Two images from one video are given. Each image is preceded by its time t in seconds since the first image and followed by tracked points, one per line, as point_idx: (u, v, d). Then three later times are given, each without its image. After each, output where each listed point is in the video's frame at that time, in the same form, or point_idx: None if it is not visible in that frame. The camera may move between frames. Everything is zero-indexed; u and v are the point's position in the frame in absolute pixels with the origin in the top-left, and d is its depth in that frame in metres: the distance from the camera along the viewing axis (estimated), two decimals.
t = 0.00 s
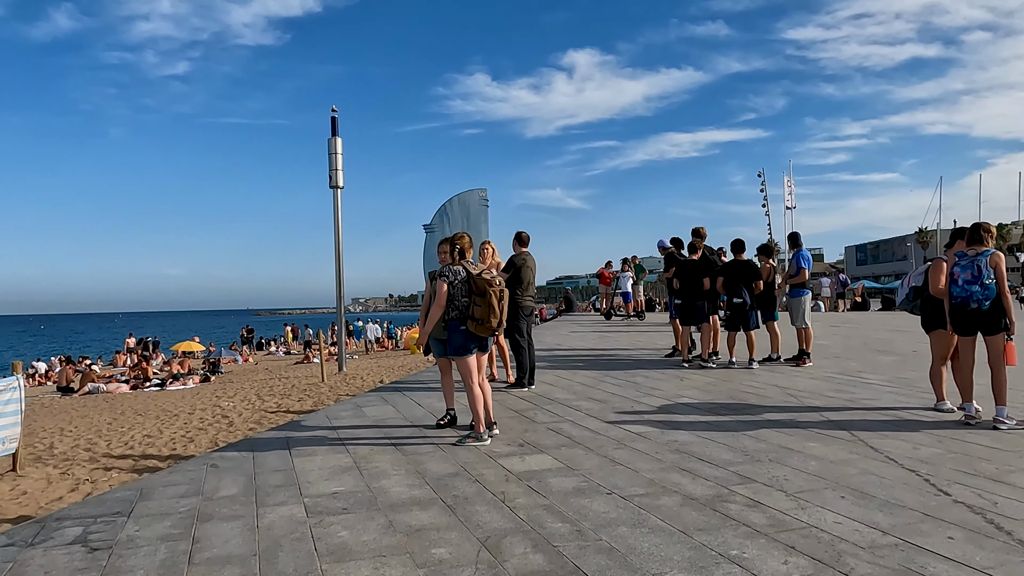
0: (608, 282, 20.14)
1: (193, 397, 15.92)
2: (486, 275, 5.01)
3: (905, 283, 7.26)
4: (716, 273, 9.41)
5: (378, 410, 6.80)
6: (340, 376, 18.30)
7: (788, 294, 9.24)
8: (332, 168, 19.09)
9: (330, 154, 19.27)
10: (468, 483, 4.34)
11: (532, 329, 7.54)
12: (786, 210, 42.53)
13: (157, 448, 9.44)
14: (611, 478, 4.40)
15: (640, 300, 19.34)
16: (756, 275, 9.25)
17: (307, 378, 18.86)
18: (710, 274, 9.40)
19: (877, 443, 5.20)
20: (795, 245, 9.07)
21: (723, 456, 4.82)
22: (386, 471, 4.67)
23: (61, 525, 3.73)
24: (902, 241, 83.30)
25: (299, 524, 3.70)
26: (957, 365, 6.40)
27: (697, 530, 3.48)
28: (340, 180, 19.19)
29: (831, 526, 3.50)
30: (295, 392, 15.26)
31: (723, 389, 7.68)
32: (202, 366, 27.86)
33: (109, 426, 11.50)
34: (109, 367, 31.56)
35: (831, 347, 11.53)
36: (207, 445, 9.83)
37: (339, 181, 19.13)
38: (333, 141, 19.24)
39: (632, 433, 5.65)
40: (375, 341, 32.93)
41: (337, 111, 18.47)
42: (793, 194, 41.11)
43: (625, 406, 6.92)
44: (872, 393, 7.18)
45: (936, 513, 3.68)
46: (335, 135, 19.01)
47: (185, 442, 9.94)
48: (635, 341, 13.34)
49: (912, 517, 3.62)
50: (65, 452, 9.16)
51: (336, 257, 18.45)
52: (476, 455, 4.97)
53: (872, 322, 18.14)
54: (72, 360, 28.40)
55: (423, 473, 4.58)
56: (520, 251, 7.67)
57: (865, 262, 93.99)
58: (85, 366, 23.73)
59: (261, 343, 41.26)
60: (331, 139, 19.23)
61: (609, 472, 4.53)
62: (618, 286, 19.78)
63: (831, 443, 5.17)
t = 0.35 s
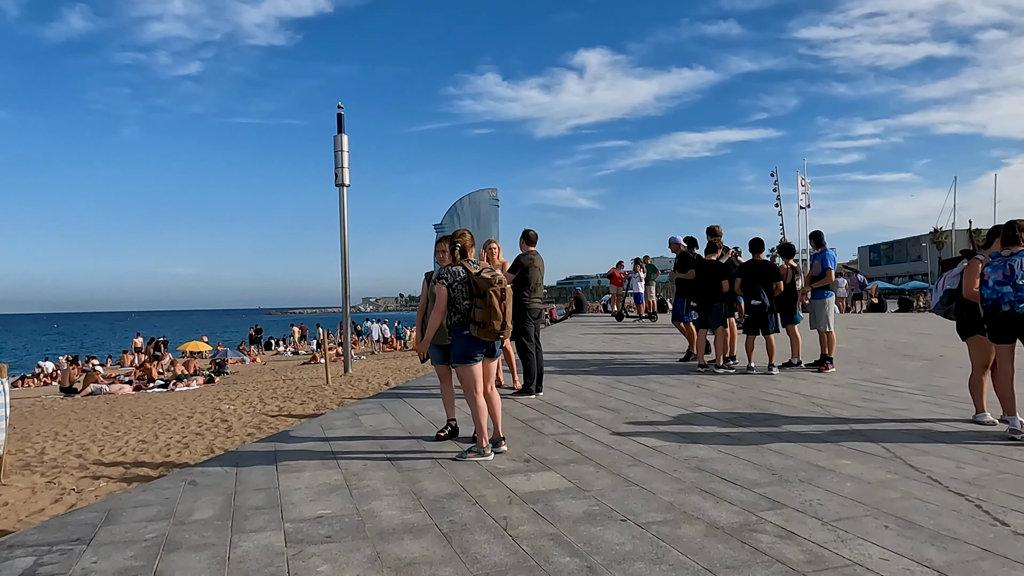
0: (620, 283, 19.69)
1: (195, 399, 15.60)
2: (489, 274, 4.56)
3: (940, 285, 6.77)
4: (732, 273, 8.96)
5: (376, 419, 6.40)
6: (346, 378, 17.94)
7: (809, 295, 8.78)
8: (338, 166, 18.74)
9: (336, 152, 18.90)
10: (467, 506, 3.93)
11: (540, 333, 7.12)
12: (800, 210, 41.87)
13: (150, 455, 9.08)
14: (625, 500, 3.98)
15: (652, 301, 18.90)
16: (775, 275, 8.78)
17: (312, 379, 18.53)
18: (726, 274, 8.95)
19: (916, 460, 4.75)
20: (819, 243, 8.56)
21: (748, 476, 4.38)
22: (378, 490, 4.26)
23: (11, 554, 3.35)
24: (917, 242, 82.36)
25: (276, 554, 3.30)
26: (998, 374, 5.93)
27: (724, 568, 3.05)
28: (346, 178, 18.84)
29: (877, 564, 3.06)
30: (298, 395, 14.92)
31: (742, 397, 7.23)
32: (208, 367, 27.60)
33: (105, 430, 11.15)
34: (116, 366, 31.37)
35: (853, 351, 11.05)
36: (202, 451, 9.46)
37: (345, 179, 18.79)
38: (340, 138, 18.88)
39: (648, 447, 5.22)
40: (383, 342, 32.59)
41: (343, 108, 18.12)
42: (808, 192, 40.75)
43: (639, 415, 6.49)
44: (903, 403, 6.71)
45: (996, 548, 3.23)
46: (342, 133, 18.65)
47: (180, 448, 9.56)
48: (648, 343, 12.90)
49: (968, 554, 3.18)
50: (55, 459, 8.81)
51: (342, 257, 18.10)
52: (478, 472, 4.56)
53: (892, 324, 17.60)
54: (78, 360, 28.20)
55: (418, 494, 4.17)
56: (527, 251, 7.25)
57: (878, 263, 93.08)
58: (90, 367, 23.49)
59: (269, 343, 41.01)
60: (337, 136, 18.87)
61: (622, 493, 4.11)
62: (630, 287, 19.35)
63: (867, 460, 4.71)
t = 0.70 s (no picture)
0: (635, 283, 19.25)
1: (202, 401, 15.32)
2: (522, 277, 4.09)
3: (987, 290, 6.21)
4: (759, 275, 8.55)
5: (385, 429, 6.02)
6: (356, 380, 17.63)
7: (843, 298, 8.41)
8: (349, 164, 18.44)
9: (347, 150, 18.59)
10: (484, 533, 3.54)
11: (559, 338, 6.73)
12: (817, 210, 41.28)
13: (152, 462, 8.76)
14: (660, 529, 3.58)
15: (669, 302, 18.48)
16: (805, 278, 8.35)
17: (322, 381, 18.22)
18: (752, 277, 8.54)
19: (976, 481, 4.33)
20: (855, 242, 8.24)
21: (793, 500, 3.98)
22: (386, 513, 3.89)
23: None
24: (934, 242, 81.34)
25: None
26: None
27: None
28: (357, 177, 18.54)
29: None
30: (307, 398, 14.61)
31: (774, 407, 6.81)
32: (219, 367, 27.41)
33: (108, 435, 10.83)
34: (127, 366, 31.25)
35: (883, 356, 10.60)
36: (207, 458, 9.14)
37: (356, 177, 18.49)
38: (350, 136, 18.54)
39: (679, 463, 4.83)
40: (394, 342, 32.28)
41: (354, 105, 17.80)
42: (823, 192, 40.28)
43: (665, 426, 6.09)
44: (948, 414, 6.28)
45: None
46: (352, 130, 18.35)
47: (183, 455, 9.21)
48: (667, 346, 12.49)
49: None
50: (54, 466, 8.50)
51: (352, 256, 17.79)
52: (496, 492, 4.18)
53: (917, 326, 17.11)
54: (88, 359, 28.08)
55: (430, 518, 3.79)
56: (545, 251, 6.86)
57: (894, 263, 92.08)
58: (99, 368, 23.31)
59: (280, 343, 40.84)
60: (348, 134, 18.55)
61: (656, 520, 3.71)
62: (646, 288, 18.95)
63: (922, 481, 4.30)
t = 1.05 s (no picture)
0: (655, 284, 18.81)
1: (214, 405, 15.05)
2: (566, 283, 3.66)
3: None
4: (791, 279, 8.13)
5: (400, 443, 5.64)
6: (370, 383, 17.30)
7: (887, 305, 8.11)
8: (363, 163, 18.12)
9: (361, 148, 18.27)
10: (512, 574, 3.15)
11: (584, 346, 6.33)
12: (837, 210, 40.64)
13: (159, 472, 8.44)
14: (710, 570, 3.18)
15: (690, 304, 18.04)
16: (841, 282, 7.91)
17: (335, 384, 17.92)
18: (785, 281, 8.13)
19: None
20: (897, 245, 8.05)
21: (854, 535, 3.57)
22: (402, 546, 3.51)
23: None
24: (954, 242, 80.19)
25: None
26: None
27: None
28: (371, 176, 18.22)
29: None
30: (320, 402, 14.30)
31: (813, 420, 6.40)
32: (232, 368, 27.22)
33: (115, 442, 10.55)
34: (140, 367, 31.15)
35: (919, 363, 10.12)
36: (216, 467, 8.82)
37: (370, 176, 18.17)
38: (364, 134, 18.21)
39: (720, 487, 4.42)
40: (408, 344, 31.97)
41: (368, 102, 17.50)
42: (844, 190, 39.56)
43: (700, 441, 5.68)
44: (1004, 430, 5.83)
45: None
46: (367, 129, 18.03)
47: (191, 465, 8.89)
48: (691, 351, 12.07)
49: None
50: (58, 477, 8.20)
51: (366, 256, 17.47)
52: (523, 522, 3.79)
53: (948, 330, 16.57)
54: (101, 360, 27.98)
55: (451, 553, 3.41)
56: (568, 253, 6.46)
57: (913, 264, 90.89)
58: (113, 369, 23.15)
59: (294, 343, 40.67)
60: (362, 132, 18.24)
61: (704, 558, 3.31)
62: (666, 289, 18.51)
63: (995, 512, 3.87)
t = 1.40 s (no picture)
0: (683, 283, 18.33)
1: (236, 406, 14.85)
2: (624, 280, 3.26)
3: None
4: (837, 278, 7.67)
5: (427, 451, 5.29)
6: (393, 384, 17.02)
7: (938, 304, 7.66)
8: (385, 160, 17.84)
9: (383, 146, 17.99)
10: None
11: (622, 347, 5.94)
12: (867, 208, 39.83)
13: (177, 476, 8.17)
14: None
15: (720, 304, 17.56)
16: (892, 280, 7.42)
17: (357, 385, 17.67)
18: (830, 280, 7.67)
19: None
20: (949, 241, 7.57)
21: (943, 564, 3.15)
22: (434, 571, 3.15)
23: None
24: (984, 241, 78.56)
25: None
26: None
27: None
28: (394, 174, 17.93)
29: None
30: (342, 403, 14.03)
31: (869, 427, 5.95)
32: (255, 368, 27.13)
33: (134, 443, 10.33)
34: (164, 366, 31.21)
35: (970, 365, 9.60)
36: (236, 471, 8.55)
37: (393, 174, 17.88)
38: (387, 131, 17.94)
39: (781, 505, 4.01)
40: (431, 343, 31.73)
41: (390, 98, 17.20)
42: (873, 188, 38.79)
43: (749, 450, 5.27)
44: None
45: None
46: (389, 126, 17.75)
47: (210, 468, 8.61)
48: (726, 352, 11.61)
49: None
50: (74, 481, 7.96)
51: (389, 256, 17.19)
52: (566, 543, 3.42)
53: (991, 330, 15.93)
54: (125, 359, 28.03)
55: None
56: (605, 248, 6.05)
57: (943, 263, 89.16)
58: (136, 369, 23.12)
59: (316, 343, 40.63)
60: (385, 129, 17.95)
61: None
62: (695, 289, 18.05)
63: None
